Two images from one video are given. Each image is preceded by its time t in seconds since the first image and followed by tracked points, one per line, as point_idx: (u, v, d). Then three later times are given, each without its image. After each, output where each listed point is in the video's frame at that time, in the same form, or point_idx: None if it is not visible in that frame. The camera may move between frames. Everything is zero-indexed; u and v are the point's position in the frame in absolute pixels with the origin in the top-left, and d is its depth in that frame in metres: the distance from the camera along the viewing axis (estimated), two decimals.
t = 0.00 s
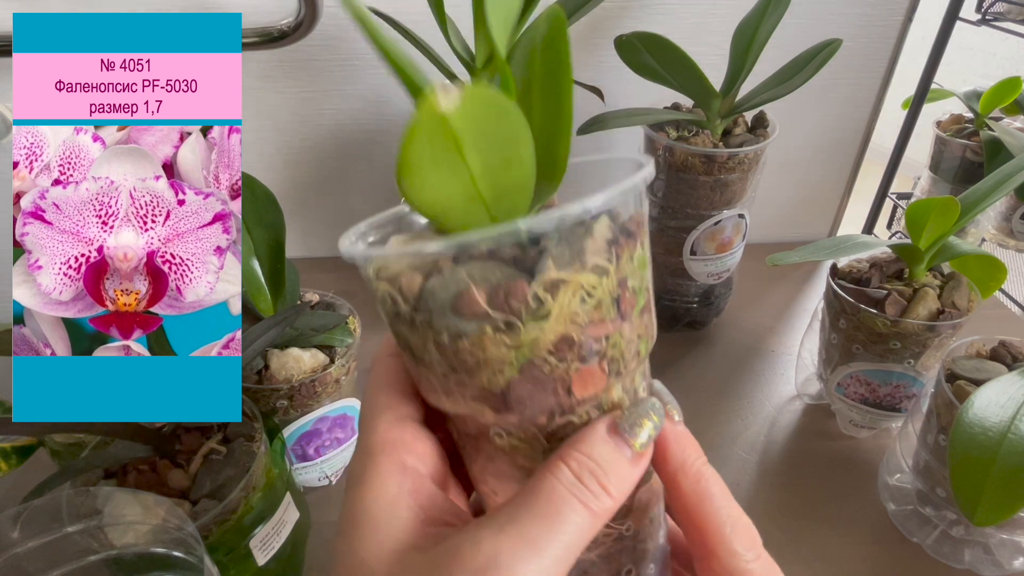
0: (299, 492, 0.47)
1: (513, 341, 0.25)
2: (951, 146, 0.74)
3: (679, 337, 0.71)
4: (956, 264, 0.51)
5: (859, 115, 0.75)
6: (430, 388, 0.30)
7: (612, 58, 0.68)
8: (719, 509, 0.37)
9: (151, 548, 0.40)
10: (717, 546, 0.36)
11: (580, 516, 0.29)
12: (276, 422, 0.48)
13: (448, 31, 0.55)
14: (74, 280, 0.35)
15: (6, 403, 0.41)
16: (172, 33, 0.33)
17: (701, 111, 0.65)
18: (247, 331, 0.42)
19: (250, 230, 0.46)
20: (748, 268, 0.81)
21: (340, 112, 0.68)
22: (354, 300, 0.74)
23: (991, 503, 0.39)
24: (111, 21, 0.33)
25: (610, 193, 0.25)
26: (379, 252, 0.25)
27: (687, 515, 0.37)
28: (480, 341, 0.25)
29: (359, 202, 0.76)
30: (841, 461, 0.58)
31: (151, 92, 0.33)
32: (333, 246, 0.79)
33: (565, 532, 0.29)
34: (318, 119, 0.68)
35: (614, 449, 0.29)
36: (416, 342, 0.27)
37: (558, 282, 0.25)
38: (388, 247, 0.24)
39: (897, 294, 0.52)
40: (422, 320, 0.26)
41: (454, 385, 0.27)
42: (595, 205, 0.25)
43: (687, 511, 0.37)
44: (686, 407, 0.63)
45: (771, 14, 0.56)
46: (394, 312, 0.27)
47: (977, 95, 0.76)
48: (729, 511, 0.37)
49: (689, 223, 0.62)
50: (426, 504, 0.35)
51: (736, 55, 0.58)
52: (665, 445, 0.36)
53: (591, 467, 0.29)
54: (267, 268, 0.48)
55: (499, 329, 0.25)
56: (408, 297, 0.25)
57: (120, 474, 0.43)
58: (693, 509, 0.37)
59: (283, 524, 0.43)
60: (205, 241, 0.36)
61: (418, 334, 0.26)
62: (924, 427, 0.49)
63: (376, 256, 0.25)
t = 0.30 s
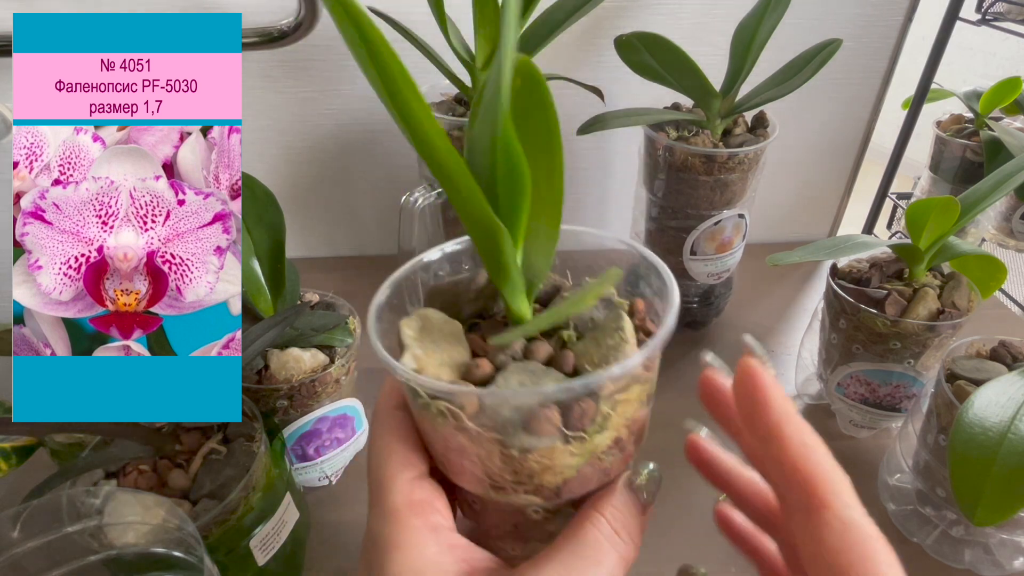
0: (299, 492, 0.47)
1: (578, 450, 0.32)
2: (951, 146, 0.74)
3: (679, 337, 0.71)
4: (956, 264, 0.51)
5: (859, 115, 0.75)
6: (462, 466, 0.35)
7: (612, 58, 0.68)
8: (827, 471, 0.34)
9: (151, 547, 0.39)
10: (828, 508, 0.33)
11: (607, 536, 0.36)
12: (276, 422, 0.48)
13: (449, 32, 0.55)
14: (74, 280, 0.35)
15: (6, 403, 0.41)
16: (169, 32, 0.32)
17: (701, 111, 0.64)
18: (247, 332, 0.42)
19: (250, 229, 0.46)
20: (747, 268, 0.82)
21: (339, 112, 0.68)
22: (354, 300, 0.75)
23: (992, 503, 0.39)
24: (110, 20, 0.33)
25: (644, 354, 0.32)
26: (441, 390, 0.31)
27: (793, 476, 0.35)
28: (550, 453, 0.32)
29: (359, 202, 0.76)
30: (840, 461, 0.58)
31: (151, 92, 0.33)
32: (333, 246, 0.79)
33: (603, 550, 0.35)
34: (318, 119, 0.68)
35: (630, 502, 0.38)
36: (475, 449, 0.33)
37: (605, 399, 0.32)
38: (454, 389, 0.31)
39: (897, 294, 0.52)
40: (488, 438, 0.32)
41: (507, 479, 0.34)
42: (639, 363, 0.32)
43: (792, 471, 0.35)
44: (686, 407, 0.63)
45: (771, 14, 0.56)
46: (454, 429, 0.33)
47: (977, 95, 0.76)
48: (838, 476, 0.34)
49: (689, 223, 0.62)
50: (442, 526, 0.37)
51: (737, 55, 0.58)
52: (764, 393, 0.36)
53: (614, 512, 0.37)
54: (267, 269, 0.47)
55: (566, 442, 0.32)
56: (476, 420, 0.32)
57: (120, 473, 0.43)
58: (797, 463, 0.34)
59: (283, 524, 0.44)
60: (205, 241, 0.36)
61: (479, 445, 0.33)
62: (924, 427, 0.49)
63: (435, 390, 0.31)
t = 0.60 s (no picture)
0: (299, 491, 0.47)
1: (612, 476, 0.35)
2: (951, 147, 0.74)
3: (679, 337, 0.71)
4: (956, 264, 0.52)
5: (859, 115, 0.75)
6: (468, 486, 0.37)
7: (611, 58, 0.68)
8: (781, 513, 0.35)
9: (151, 546, 0.39)
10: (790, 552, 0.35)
11: (617, 537, 0.38)
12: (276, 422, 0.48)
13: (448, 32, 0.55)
14: (74, 280, 0.35)
15: (5, 403, 0.41)
16: (169, 33, 0.32)
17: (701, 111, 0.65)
18: (247, 331, 0.42)
19: (251, 229, 0.46)
20: (747, 269, 0.82)
21: (339, 112, 0.68)
22: (354, 300, 0.75)
23: (992, 503, 0.39)
24: (109, 19, 0.32)
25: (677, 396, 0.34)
26: (491, 437, 0.31)
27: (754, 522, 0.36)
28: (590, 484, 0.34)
29: (359, 202, 0.76)
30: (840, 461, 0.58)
31: (151, 92, 0.33)
32: (333, 246, 0.79)
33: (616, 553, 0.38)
34: (318, 119, 0.68)
35: (634, 509, 0.41)
36: (515, 487, 0.34)
37: (646, 436, 0.34)
38: (505, 439, 0.31)
39: (897, 294, 0.52)
40: (532, 478, 0.33)
41: (540, 507, 0.35)
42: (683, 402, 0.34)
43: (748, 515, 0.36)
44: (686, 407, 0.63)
45: (771, 14, 0.56)
46: (496, 471, 0.33)
47: (977, 95, 0.76)
48: (778, 479, 0.36)
49: (689, 223, 0.62)
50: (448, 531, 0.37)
51: (736, 55, 0.58)
52: (694, 439, 0.36)
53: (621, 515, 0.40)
54: (267, 271, 0.47)
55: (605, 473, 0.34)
56: (524, 463, 0.32)
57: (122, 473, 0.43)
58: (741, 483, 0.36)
59: (283, 524, 0.44)
60: (204, 241, 0.36)
61: (519, 483, 0.34)
62: (924, 427, 0.49)
63: (482, 436, 0.32)
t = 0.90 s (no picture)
0: (298, 491, 0.47)
1: (601, 484, 0.35)
2: (951, 147, 0.74)
3: (679, 337, 0.71)
4: (956, 264, 0.52)
5: (859, 115, 0.75)
6: (460, 501, 0.36)
7: (611, 59, 0.68)
8: (750, 536, 0.33)
9: (150, 546, 0.39)
10: None
11: (606, 541, 0.39)
12: (276, 422, 0.48)
13: (448, 32, 0.55)
14: (75, 280, 0.35)
15: (5, 403, 0.41)
16: (169, 32, 0.32)
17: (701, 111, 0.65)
18: (247, 331, 0.42)
19: (251, 229, 0.46)
20: (747, 269, 0.82)
21: (339, 112, 0.68)
22: (354, 300, 0.75)
23: (992, 502, 0.39)
24: (109, 19, 0.32)
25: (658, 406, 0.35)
26: (483, 453, 0.31)
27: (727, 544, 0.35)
28: (580, 493, 0.34)
29: (359, 202, 0.76)
30: (840, 461, 0.58)
31: (151, 92, 0.33)
32: (333, 246, 0.79)
33: (605, 556, 0.38)
34: (318, 119, 0.68)
35: (619, 515, 0.41)
36: (508, 501, 0.34)
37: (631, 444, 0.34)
38: (498, 453, 0.31)
39: (897, 294, 0.52)
40: (526, 491, 0.33)
41: (532, 518, 0.35)
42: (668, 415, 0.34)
43: (721, 540, 0.35)
44: (686, 407, 0.63)
45: (771, 14, 0.56)
46: (490, 487, 0.33)
47: (977, 95, 0.76)
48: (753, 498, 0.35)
49: (689, 223, 0.62)
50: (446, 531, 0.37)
51: (736, 55, 0.58)
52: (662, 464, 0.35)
53: (607, 519, 0.40)
54: (267, 270, 0.47)
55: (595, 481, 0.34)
56: (517, 478, 0.32)
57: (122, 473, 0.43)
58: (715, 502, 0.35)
59: (283, 524, 0.44)
60: (204, 241, 0.36)
61: (512, 497, 0.33)
62: (924, 427, 0.49)
63: (474, 452, 0.32)
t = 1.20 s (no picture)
0: (298, 491, 0.47)
1: (600, 477, 0.35)
2: (951, 147, 0.74)
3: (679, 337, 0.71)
4: (956, 264, 0.52)
5: (859, 115, 0.75)
6: (461, 497, 0.36)
7: (611, 59, 0.68)
8: (740, 541, 0.32)
9: (150, 546, 0.39)
10: None
11: (610, 535, 0.38)
12: (276, 421, 0.48)
13: (449, 32, 0.55)
14: (75, 280, 0.35)
15: (5, 403, 0.41)
16: (169, 33, 0.32)
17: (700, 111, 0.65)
18: (247, 331, 0.42)
19: (251, 229, 0.46)
20: (747, 269, 0.82)
21: (339, 112, 0.68)
22: (354, 300, 0.75)
23: (992, 502, 0.39)
24: (109, 19, 0.32)
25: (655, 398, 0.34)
26: (482, 446, 0.31)
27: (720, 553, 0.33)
28: (580, 487, 0.34)
29: (359, 203, 0.76)
30: (840, 461, 0.58)
31: (151, 92, 0.33)
32: (333, 246, 0.79)
33: (609, 550, 0.37)
34: (318, 119, 0.68)
35: (625, 510, 0.41)
36: (508, 495, 0.34)
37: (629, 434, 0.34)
38: (495, 446, 0.31)
39: (897, 294, 0.52)
40: (524, 485, 0.33)
41: (533, 513, 0.35)
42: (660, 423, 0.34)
43: (713, 548, 0.34)
44: (686, 407, 0.63)
45: (771, 14, 0.56)
46: (488, 480, 0.33)
47: (977, 95, 0.76)
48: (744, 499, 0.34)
49: (689, 223, 0.62)
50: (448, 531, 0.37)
51: (736, 55, 0.58)
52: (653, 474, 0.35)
53: (612, 513, 0.40)
54: (266, 270, 0.47)
55: (594, 474, 0.34)
56: (515, 470, 0.33)
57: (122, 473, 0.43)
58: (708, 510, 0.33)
59: (283, 523, 0.44)
60: (204, 241, 0.36)
61: (511, 490, 0.33)
62: (924, 427, 0.49)
63: (472, 445, 0.32)
